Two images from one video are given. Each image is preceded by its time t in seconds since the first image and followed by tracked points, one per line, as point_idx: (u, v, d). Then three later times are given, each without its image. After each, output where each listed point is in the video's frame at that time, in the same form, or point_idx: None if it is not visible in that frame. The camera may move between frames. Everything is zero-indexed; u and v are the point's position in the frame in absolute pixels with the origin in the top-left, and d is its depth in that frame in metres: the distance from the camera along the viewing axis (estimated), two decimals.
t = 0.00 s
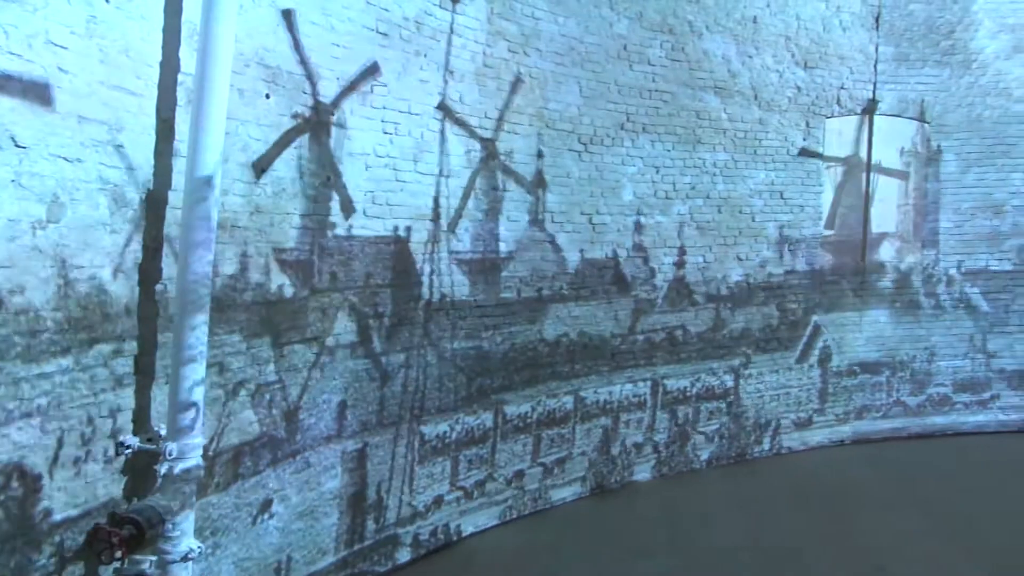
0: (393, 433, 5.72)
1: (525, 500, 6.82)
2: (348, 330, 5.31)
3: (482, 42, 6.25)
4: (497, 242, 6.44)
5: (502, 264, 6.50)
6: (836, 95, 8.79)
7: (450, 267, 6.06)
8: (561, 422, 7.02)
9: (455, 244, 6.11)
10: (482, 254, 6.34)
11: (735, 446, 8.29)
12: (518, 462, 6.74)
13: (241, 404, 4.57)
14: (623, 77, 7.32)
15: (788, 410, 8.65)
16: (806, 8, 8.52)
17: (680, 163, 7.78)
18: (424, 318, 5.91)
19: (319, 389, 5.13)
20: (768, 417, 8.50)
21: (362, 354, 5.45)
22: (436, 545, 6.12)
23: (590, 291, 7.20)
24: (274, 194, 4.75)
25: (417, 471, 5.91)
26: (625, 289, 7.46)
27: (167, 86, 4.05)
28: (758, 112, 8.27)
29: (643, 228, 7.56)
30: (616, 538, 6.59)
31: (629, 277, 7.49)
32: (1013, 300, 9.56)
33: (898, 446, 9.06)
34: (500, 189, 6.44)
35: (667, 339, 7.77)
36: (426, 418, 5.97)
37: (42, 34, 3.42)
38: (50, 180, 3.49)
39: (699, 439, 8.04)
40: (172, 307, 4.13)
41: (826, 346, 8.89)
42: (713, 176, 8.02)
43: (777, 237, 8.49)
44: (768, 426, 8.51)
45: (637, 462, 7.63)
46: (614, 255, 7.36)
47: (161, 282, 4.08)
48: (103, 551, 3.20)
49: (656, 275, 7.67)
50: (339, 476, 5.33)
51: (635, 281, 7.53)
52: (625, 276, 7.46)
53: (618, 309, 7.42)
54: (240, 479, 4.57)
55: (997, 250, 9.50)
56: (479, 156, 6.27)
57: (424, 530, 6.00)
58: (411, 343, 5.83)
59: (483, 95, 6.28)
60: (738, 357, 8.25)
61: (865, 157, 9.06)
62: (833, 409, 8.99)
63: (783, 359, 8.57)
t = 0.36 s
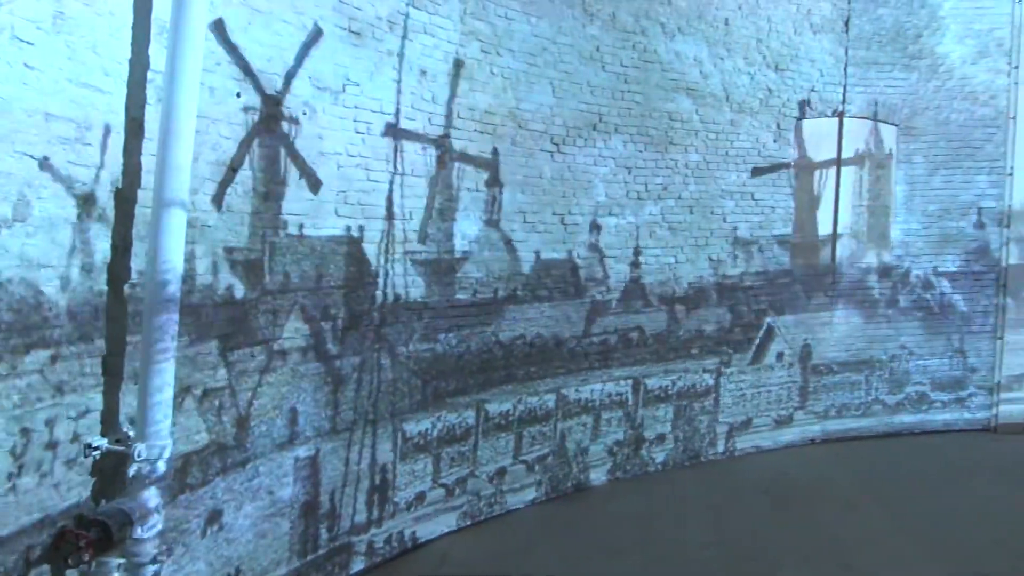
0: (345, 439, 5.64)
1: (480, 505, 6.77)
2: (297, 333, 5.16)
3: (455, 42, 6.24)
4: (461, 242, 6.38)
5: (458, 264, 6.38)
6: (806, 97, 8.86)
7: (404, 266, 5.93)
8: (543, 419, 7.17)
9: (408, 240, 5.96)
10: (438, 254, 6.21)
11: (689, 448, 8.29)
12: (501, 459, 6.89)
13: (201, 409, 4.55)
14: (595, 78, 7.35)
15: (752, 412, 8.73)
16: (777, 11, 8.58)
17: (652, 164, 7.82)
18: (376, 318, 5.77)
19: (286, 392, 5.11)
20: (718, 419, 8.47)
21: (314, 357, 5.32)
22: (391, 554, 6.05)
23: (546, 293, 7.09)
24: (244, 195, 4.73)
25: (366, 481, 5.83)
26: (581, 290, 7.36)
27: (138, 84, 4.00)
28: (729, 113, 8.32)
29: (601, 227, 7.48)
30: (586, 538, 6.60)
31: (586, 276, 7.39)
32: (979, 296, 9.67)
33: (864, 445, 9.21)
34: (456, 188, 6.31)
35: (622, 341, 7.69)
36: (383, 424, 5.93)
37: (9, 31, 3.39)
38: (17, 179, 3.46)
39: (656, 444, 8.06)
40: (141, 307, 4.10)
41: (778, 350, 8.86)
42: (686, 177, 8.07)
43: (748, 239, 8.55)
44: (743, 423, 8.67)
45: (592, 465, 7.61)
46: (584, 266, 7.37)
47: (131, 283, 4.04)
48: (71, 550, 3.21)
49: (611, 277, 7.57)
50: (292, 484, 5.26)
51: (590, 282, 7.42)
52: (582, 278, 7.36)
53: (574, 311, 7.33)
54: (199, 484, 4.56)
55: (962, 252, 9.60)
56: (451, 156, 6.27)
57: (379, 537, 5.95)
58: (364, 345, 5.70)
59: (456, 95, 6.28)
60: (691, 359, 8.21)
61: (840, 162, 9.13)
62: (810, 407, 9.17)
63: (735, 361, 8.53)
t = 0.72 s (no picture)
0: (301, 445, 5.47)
1: (435, 511, 6.64)
2: (248, 337, 4.99)
3: (428, 42, 6.24)
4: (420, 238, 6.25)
5: (413, 265, 6.22)
6: (777, 99, 8.93)
7: (359, 266, 5.78)
8: (524, 417, 7.24)
9: (363, 239, 5.80)
10: (393, 256, 6.05)
11: (644, 451, 8.23)
12: (481, 457, 6.95)
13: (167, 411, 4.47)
14: (568, 80, 7.37)
15: (729, 409, 8.85)
16: (749, 13, 8.65)
17: (624, 165, 7.85)
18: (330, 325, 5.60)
19: (249, 396, 5.04)
20: (674, 420, 8.43)
21: (266, 362, 5.16)
22: (344, 564, 5.89)
23: (502, 292, 6.96)
24: (215, 193, 4.69)
25: (320, 488, 5.66)
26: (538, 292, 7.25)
27: (105, 82, 3.97)
28: (701, 114, 8.37)
29: (558, 227, 7.37)
30: (559, 539, 6.60)
31: (542, 276, 7.27)
32: (945, 298, 9.82)
33: (833, 445, 9.30)
34: (413, 189, 6.17)
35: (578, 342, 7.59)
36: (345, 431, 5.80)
37: None
38: None
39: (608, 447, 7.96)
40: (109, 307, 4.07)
41: (732, 352, 8.80)
42: (657, 177, 8.10)
43: (720, 240, 8.62)
44: (720, 422, 8.80)
45: (548, 469, 7.50)
46: (553, 268, 7.35)
47: (99, 283, 4.01)
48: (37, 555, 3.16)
49: (567, 276, 7.46)
50: (243, 492, 5.06)
51: (548, 283, 7.32)
52: (540, 278, 7.26)
53: (530, 312, 7.21)
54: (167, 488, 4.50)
55: (927, 253, 9.72)
56: (424, 156, 6.25)
57: (332, 545, 5.79)
58: (319, 348, 5.54)
59: (429, 95, 6.28)
60: (647, 360, 8.15)
61: (809, 162, 9.19)
62: (775, 407, 9.21)
63: (689, 364, 8.47)
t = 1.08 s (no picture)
0: (251, 451, 5.36)
1: (389, 518, 6.52)
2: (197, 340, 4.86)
3: (397, 42, 6.23)
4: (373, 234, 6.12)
5: (365, 266, 6.07)
6: (745, 101, 9.00)
7: (313, 266, 5.65)
8: (504, 415, 7.33)
9: (315, 242, 5.65)
10: (346, 256, 5.92)
11: (597, 454, 8.17)
12: (461, 454, 7.04)
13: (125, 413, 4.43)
14: (538, 80, 7.38)
15: (701, 408, 8.96)
16: (717, 15, 8.70)
17: (594, 166, 7.88)
18: (280, 327, 5.49)
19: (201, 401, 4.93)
20: (627, 423, 8.37)
21: (214, 366, 5.01)
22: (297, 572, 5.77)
23: (457, 294, 6.85)
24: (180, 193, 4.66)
25: (269, 497, 5.53)
26: (493, 292, 7.15)
27: (70, 78, 3.93)
28: (670, 115, 8.42)
29: (513, 226, 7.26)
30: (527, 540, 6.61)
31: (497, 276, 7.16)
32: (909, 299, 9.92)
33: (800, 444, 9.39)
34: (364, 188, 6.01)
35: (534, 345, 7.49)
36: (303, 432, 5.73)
37: None
38: None
39: (562, 448, 7.86)
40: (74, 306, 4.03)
41: (684, 354, 8.75)
42: (625, 177, 8.13)
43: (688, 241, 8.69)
44: (665, 423, 8.69)
45: (502, 472, 7.40)
46: (522, 270, 7.35)
47: (63, 282, 3.97)
48: None
49: (521, 274, 7.34)
50: (188, 503, 4.92)
51: (503, 283, 7.21)
52: (494, 278, 7.14)
53: (483, 313, 7.08)
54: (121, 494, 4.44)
55: (892, 255, 9.83)
56: (393, 156, 6.24)
57: (283, 554, 5.66)
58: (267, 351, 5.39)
59: (399, 95, 6.26)
60: (601, 362, 8.08)
61: (777, 163, 9.27)
62: (737, 407, 9.26)
63: (640, 366, 8.40)
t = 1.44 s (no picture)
0: (199, 457, 5.13)
1: (342, 524, 6.34)
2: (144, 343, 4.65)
3: (366, 41, 6.21)
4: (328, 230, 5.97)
5: (317, 265, 5.91)
6: (713, 103, 9.05)
7: (261, 268, 5.47)
8: (483, 413, 7.40)
9: (263, 241, 5.47)
10: (295, 255, 5.73)
11: (550, 458, 8.06)
12: (440, 451, 7.11)
13: (93, 414, 4.34)
14: (507, 80, 7.39)
15: (667, 408, 9.02)
16: (686, 17, 8.76)
17: (562, 166, 7.89)
18: (232, 329, 5.30)
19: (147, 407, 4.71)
20: (579, 425, 8.27)
21: (160, 370, 4.79)
22: None
23: (410, 296, 6.70)
24: (147, 191, 4.61)
25: (221, 503, 5.31)
26: (446, 292, 7.00)
27: (32, 74, 3.88)
28: (638, 116, 8.46)
29: (467, 225, 7.14)
30: (500, 540, 6.61)
31: (451, 276, 7.03)
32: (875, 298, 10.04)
33: (766, 443, 9.45)
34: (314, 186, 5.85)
35: (486, 346, 7.38)
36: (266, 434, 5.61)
37: None
38: None
39: (517, 449, 7.74)
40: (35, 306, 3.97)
41: (636, 356, 8.67)
42: (593, 178, 8.15)
43: (655, 242, 8.72)
44: (641, 423, 8.81)
45: (455, 476, 7.27)
46: (491, 270, 7.35)
47: (24, 284, 3.91)
48: None
49: (477, 275, 7.24)
50: (135, 515, 4.67)
51: (458, 283, 7.09)
52: (447, 278, 7.01)
53: (438, 315, 6.96)
54: (87, 496, 4.34)
55: (859, 256, 9.93)
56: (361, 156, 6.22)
57: (235, 565, 5.45)
58: (217, 355, 5.20)
59: (367, 94, 6.24)
60: (553, 363, 7.97)
61: (745, 164, 9.32)
62: (705, 406, 9.32)
63: (593, 368, 8.30)
